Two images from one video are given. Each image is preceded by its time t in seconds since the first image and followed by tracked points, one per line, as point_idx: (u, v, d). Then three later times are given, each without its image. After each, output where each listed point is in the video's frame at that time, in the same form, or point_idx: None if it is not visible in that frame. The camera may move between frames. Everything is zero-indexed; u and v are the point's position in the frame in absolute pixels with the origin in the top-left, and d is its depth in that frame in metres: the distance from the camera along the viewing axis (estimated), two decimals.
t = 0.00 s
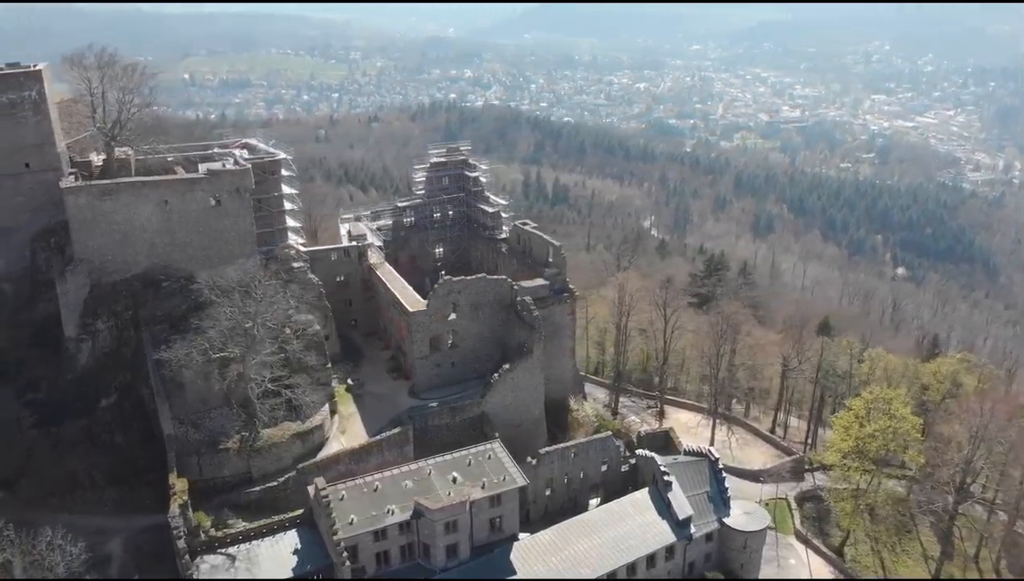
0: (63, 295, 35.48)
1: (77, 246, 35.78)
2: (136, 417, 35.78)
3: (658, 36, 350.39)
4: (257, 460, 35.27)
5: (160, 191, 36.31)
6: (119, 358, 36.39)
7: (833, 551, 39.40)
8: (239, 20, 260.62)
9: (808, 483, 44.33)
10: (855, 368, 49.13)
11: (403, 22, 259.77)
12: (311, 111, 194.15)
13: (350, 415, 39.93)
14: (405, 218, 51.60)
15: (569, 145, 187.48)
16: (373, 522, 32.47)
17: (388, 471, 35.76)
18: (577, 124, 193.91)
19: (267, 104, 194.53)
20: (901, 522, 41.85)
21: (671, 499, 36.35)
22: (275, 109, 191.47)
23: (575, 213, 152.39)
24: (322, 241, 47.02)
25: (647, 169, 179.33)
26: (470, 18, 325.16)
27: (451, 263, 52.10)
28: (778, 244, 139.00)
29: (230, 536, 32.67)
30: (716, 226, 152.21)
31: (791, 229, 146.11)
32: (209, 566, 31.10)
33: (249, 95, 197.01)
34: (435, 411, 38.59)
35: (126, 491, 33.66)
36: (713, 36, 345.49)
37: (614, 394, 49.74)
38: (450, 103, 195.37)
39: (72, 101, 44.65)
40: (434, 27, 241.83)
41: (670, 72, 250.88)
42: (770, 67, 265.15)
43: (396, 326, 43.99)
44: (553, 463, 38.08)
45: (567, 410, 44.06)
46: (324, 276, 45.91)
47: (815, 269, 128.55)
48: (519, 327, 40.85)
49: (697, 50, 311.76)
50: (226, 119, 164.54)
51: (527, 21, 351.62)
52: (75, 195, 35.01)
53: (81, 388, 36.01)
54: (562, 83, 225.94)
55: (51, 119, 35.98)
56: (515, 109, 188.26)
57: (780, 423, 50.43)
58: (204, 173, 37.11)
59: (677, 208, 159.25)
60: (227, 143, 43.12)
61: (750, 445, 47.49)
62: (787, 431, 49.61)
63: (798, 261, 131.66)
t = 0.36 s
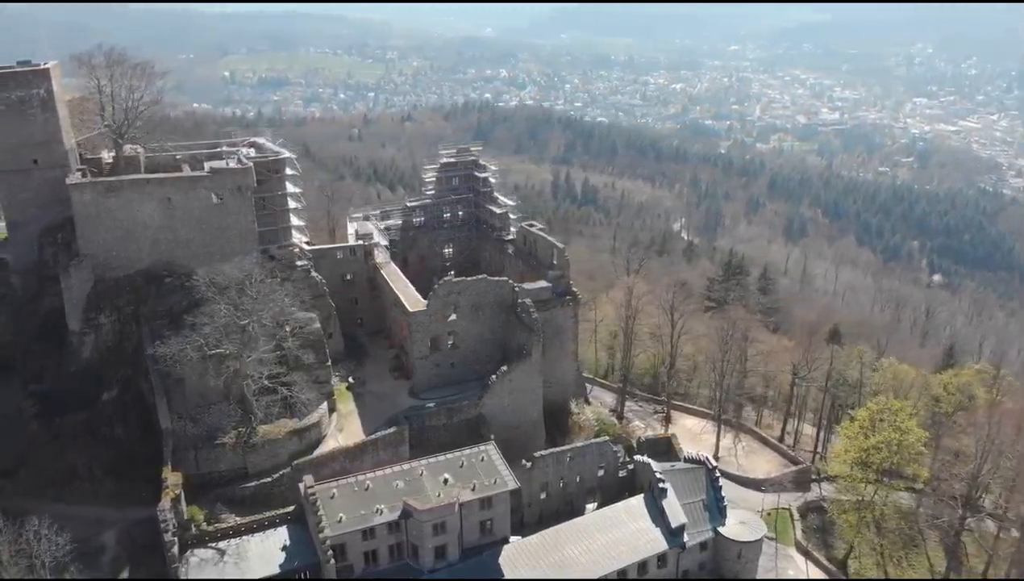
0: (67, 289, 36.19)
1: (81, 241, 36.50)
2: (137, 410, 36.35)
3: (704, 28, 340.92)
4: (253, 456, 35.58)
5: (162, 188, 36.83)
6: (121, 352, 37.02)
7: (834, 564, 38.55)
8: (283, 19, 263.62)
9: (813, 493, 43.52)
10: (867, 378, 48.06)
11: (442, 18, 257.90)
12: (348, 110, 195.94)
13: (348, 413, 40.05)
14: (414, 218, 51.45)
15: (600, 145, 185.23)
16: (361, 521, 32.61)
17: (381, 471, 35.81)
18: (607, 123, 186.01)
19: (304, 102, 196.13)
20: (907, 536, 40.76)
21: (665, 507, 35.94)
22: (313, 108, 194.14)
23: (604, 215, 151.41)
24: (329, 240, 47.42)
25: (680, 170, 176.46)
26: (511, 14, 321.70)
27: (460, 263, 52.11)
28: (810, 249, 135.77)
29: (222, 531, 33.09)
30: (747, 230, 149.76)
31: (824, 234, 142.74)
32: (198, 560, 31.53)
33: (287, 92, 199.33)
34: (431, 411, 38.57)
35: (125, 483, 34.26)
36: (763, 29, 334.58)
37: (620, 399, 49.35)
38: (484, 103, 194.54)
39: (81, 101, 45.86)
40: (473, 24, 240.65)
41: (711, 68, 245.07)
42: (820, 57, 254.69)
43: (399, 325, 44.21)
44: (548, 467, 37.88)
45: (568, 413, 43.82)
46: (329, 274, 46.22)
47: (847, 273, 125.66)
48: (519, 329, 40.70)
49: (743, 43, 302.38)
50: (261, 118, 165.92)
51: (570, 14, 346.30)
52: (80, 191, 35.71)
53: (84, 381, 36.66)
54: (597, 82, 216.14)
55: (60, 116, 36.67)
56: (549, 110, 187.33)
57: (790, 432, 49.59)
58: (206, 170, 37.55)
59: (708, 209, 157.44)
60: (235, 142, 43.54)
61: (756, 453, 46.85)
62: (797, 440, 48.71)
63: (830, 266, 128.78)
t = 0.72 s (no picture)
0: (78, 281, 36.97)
1: (93, 236, 37.30)
2: (142, 402, 37.00)
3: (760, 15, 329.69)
4: (253, 450, 36.04)
5: (172, 184, 37.47)
6: (129, 344, 37.75)
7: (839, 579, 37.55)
8: (332, 17, 266.19)
9: (823, 506, 42.58)
10: (884, 389, 46.74)
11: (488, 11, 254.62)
12: (390, 109, 196.87)
13: (351, 411, 40.30)
14: (429, 217, 51.46)
15: (639, 146, 182.66)
16: (353, 519, 32.76)
17: (378, 469, 35.95)
18: (644, 125, 175.42)
19: (348, 102, 196.66)
20: (918, 554, 39.53)
21: (662, 515, 35.49)
22: (356, 106, 195.76)
23: (641, 217, 149.71)
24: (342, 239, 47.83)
25: (720, 172, 174.19)
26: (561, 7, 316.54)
27: (476, 263, 52.15)
28: (851, 256, 132.41)
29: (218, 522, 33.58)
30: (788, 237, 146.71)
31: (867, 240, 138.68)
32: (193, 551, 32.06)
33: (330, 90, 200.84)
34: (432, 412, 38.63)
35: (128, 473, 34.95)
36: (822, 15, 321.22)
37: (631, 405, 48.97)
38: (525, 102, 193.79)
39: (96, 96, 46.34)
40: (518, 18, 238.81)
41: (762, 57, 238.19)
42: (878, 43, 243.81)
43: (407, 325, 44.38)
44: (547, 471, 37.67)
45: (574, 418, 43.55)
46: (341, 273, 46.64)
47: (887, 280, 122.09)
48: (523, 331, 40.58)
49: (800, 30, 291.77)
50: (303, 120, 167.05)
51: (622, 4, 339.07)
52: (91, 186, 36.43)
53: (93, 372, 37.41)
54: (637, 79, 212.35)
55: (75, 112, 37.41)
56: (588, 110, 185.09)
57: (804, 443, 48.62)
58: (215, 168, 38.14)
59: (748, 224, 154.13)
60: (250, 140, 44.05)
61: (767, 464, 46.07)
62: (811, 451, 47.72)
63: (870, 274, 125.74)
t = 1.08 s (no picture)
0: (89, 275, 37.69)
1: (106, 230, 37.98)
2: (150, 393, 37.78)
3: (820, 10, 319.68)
4: (255, 446, 36.53)
5: (182, 181, 37.97)
6: (139, 337, 38.40)
7: None
8: (380, 18, 266.53)
9: (833, 520, 41.43)
10: (901, 402, 45.40)
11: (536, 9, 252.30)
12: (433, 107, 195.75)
13: (354, 408, 40.45)
14: (444, 217, 51.53)
15: (680, 146, 178.57)
16: (345, 517, 32.98)
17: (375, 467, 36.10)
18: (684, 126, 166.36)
19: (392, 100, 197.09)
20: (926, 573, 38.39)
21: (657, 524, 35.04)
22: (400, 105, 195.45)
23: (678, 219, 147.57)
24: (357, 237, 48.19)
25: (763, 174, 166.31)
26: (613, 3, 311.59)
27: (491, 264, 52.16)
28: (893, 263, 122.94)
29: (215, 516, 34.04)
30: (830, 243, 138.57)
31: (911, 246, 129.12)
32: (188, 543, 32.59)
33: (375, 88, 201.27)
34: (433, 412, 38.70)
35: (133, 464, 35.59)
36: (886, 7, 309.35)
37: (642, 411, 48.47)
38: (567, 102, 191.87)
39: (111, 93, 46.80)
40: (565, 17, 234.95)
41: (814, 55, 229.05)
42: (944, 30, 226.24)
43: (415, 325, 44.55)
44: (545, 474, 37.50)
45: (580, 422, 43.27)
46: (353, 271, 47.01)
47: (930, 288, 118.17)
48: (527, 334, 40.44)
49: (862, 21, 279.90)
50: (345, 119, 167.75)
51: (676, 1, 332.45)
52: (104, 181, 37.11)
53: (103, 364, 38.17)
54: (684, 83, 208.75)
55: (91, 109, 38.24)
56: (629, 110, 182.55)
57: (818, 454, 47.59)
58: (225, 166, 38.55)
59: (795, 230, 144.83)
60: (266, 138, 44.46)
61: (777, 475, 45.26)
62: (824, 464, 46.68)
63: (913, 282, 116.96)
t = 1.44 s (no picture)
0: (100, 268, 38.46)
1: (117, 225, 38.73)
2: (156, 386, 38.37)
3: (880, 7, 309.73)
4: (255, 440, 36.90)
5: (191, 178, 38.50)
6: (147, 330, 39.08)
7: None
8: (427, 17, 267.28)
9: (839, 533, 40.47)
10: (916, 415, 44.07)
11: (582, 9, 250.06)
12: (474, 107, 195.31)
13: (356, 406, 40.59)
14: (457, 217, 51.53)
15: (719, 148, 175.41)
16: (337, 514, 33.23)
17: (371, 465, 36.28)
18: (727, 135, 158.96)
19: (434, 99, 197.45)
20: None
21: (651, 534, 34.61)
22: (442, 104, 195.75)
23: (714, 222, 145.33)
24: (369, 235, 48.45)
25: (803, 176, 161.60)
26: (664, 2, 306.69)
27: (504, 264, 52.14)
28: (936, 269, 118.30)
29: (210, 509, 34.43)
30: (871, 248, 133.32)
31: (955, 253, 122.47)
32: (182, 534, 33.11)
33: (417, 88, 201.83)
34: (432, 412, 38.79)
35: (136, 455, 36.24)
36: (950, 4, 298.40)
37: (651, 418, 48.21)
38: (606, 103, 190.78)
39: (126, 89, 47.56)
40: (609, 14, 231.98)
41: (867, 55, 221.91)
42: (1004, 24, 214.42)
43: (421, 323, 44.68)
44: (541, 478, 37.30)
45: (584, 426, 42.97)
46: (364, 269, 47.24)
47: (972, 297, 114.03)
48: (529, 336, 40.28)
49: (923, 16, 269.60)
50: (383, 119, 168.32)
51: None
52: (115, 177, 37.89)
53: (112, 355, 38.97)
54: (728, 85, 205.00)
55: (105, 106, 39.04)
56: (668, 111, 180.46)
57: (830, 467, 46.61)
58: (233, 164, 39.00)
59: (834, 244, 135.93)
60: (280, 136, 44.90)
61: (786, 486, 44.42)
62: (835, 477, 45.67)
63: (955, 288, 112.27)
